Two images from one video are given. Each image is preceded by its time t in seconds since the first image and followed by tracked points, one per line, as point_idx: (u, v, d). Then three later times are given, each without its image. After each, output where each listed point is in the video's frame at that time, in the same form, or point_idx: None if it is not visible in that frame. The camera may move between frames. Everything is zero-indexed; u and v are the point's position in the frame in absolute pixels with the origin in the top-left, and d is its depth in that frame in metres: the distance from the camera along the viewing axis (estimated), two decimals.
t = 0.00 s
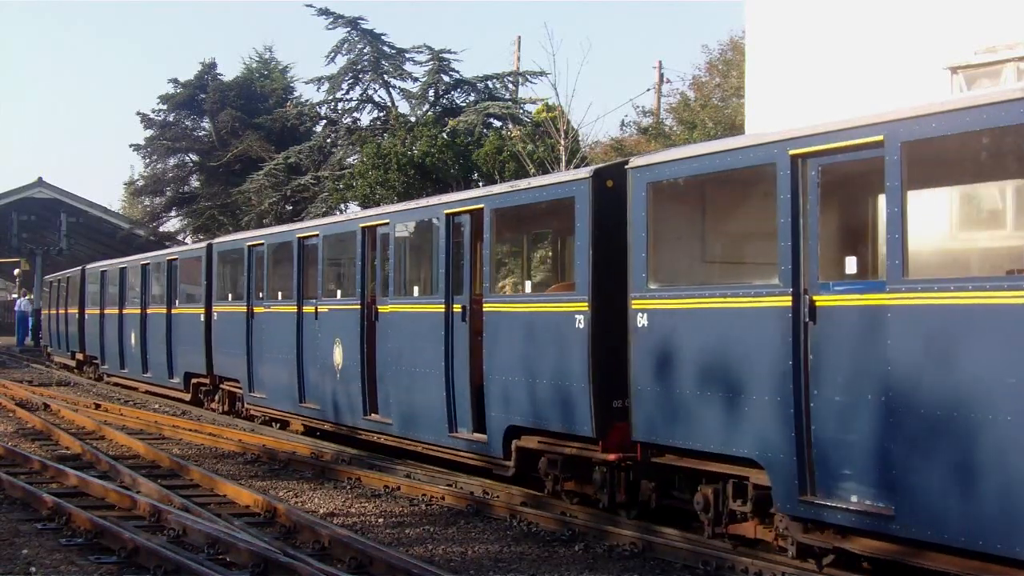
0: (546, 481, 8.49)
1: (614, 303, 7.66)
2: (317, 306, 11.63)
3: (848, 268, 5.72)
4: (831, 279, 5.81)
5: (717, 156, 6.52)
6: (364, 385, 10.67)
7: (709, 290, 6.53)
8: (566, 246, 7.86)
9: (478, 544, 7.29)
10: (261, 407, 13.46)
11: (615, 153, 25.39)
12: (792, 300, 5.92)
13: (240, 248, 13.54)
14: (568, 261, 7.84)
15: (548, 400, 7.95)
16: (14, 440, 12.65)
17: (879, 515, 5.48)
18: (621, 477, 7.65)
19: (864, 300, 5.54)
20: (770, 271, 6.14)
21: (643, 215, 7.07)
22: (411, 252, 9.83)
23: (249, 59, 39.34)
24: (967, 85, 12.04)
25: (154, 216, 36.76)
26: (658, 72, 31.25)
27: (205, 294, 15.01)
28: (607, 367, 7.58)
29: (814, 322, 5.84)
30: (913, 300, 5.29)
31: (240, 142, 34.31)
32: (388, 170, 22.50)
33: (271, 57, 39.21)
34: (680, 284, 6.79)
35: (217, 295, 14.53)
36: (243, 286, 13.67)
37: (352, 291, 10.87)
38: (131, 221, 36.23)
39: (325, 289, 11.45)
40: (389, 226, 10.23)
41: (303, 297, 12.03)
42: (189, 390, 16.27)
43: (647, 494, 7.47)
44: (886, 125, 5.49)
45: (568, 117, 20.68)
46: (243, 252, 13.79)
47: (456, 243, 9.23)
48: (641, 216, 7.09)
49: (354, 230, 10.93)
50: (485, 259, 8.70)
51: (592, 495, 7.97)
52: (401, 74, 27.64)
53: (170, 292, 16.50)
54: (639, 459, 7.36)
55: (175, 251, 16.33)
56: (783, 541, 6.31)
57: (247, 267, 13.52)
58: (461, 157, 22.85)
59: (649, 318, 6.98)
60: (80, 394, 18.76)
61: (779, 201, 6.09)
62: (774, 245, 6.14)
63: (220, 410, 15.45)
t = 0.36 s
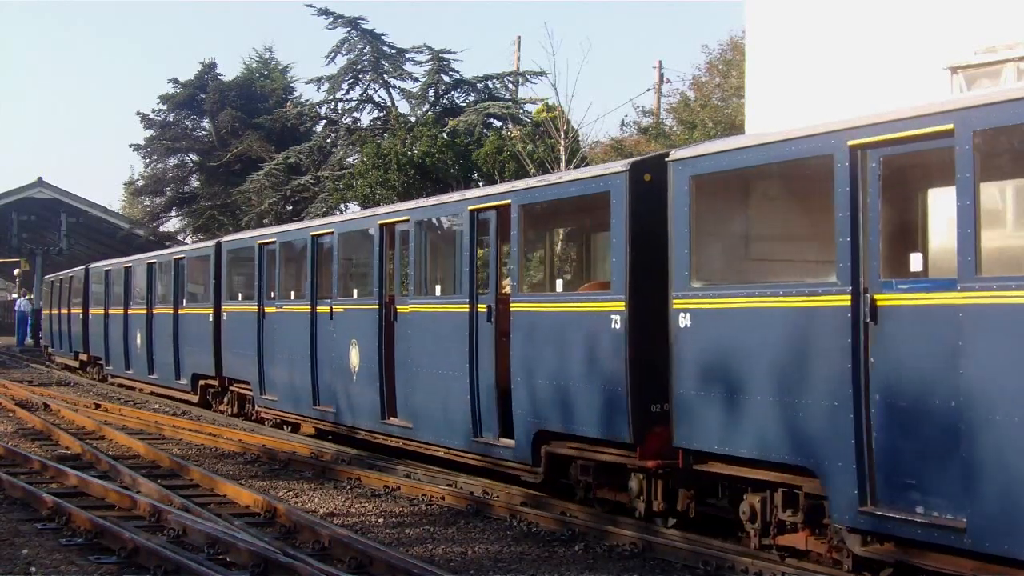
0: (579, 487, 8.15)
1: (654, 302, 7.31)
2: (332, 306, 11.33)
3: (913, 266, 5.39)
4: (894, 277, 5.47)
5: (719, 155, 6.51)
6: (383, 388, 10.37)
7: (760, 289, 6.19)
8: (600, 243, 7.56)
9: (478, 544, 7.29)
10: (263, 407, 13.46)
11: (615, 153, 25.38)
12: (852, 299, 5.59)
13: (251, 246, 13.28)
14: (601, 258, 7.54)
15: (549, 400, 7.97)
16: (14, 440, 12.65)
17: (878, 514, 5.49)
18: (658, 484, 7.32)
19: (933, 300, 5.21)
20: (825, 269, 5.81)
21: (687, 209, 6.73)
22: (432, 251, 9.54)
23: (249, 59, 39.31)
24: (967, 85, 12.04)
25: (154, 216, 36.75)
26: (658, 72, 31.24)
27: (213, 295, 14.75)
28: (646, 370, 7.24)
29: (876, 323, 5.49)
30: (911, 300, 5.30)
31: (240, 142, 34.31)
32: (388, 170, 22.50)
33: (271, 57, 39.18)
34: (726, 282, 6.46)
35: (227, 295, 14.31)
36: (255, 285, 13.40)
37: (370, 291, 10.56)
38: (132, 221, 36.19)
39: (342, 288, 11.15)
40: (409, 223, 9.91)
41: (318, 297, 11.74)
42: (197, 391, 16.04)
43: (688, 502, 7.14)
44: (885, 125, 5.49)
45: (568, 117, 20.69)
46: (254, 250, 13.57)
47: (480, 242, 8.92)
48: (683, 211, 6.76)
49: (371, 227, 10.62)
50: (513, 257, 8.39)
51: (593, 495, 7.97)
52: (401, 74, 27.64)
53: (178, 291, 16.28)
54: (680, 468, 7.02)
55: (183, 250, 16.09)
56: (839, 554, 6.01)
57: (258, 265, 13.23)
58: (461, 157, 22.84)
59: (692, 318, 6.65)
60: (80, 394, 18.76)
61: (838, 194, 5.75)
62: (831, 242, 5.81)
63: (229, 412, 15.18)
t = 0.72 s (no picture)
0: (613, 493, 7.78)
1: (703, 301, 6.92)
2: (351, 306, 10.96)
3: (996, 262, 5.03)
4: (975, 275, 5.11)
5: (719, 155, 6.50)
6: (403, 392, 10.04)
7: (822, 288, 5.81)
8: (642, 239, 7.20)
9: (478, 544, 7.29)
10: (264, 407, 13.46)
11: (615, 153, 25.39)
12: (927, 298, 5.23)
13: (264, 244, 12.91)
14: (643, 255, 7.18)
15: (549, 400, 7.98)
16: (14, 440, 12.65)
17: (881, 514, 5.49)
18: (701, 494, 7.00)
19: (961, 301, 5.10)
20: (899, 266, 5.43)
21: (740, 204, 6.36)
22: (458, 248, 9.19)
23: (249, 59, 39.30)
24: (967, 85, 12.05)
25: (154, 216, 36.76)
26: (658, 72, 31.27)
27: (223, 295, 14.38)
28: (692, 373, 6.84)
29: (953, 322, 5.15)
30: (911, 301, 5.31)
31: (240, 142, 34.32)
32: (388, 170, 22.51)
33: (271, 57, 39.18)
34: (785, 281, 6.08)
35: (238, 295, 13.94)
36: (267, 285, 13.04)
37: (391, 289, 10.17)
38: (132, 221, 36.16)
39: (360, 287, 10.77)
40: (433, 219, 9.55)
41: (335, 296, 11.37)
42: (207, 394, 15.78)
43: (736, 511, 6.82)
44: (886, 126, 5.51)
45: (567, 117, 20.69)
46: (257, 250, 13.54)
47: (511, 239, 8.56)
48: (736, 206, 6.38)
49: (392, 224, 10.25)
50: (547, 254, 8.01)
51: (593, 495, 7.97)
52: (401, 75, 27.64)
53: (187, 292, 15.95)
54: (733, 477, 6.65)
55: (191, 248, 15.90)
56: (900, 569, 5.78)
57: (271, 263, 12.88)
58: (461, 157, 22.84)
59: (746, 318, 6.27)
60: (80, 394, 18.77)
61: (909, 187, 5.39)
62: (903, 236, 5.45)
63: (240, 414, 14.83)
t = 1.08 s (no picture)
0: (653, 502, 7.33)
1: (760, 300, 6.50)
2: (370, 305, 10.56)
3: None
4: None
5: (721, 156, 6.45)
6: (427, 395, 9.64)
7: (892, 285, 5.43)
8: (690, 237, 6.81)
9: (478, 544, 7.29)
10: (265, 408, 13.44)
11: (615, 153, 25.39)
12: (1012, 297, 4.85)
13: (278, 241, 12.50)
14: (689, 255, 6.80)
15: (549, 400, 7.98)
16: (14, 440, 12.65)
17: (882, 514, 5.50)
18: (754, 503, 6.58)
19: (957, 301, 5.10)
20: (979, 263, 5.08)
21: (800, 196, 6.00)
22: (485, 244, 8.81)
23: (249, 58, 39.30)
24: (967, 85, 12.04)
25: (154, 216, 36.76)
26: (658, 72, 31.27)
27: (234, 294, 13.95)
28: (746, 377, 6.41)
29: None
30: (908, 301, 5.33)
31: (240, 142, 34.32)
32: (388, 170, 22.50)
33: (270, 57, 39.18)
34: (851, 278, 5.71)
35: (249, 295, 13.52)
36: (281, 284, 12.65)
37: (414, 287, 9.79)
38: (132, 221, 36.22)
39: (381, 285, 10.36)
40: (460, 214, 9.15)
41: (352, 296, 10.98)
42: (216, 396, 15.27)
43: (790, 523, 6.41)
44: (885, 126, 5.51)
45: (567, 117, 20.68)
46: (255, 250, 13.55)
47: (546, 235, 8.15)
48: (796, 198, 6.02)
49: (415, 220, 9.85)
50: (584, 250, 7.63)
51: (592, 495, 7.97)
52: (401, 74, 27.64)
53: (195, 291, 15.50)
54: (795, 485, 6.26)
55: (190, 249, 15.96)
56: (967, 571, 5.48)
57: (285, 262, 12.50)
58: (461, 157, 22.83)
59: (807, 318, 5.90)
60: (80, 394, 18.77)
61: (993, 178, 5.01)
62: (968, 233, 5.20)
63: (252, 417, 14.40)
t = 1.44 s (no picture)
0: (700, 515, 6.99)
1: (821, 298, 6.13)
2: (391, 305, 10.19)
3: None
4: None
5: (719, 157, 6.48)
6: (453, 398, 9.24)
7: (973, 283, 5.07)
8: (728, 236, 6.52)
9: (478, 544, 7.29)
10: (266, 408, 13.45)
11: (615, 153, 25.40)
12: None
13: (293, 239, 12.15)
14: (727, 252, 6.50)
15: (548, 401, 7.98)
16: (14, 440, 12.65)
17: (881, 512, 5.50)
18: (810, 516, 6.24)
19: (956, 301, 5.12)
20: None
21: (869, 186, 5.61)
22: (516, 241, 8.44)
23: (249, 58, 39.30)
24: (967, 85, 12.03)
25: (154, 216, 36.77)
26: (658, 72, 31.29)
27: (246, 293, 13.61)
28: (805, 381, 6.04)
29: None
30: (908, 301, 5.35)
31: (240, 142, 34.31)
32: (388, 170, 22.50)
33: (270, 57, 39.17)
34: (925, 275, 5.34)
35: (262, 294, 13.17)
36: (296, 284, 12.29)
37: (437, 287, 9.43)
38: (132, 221, 36.25)
39: (403, 284, 9.98)
40: (489, 210, 8.77)
41: (372, 295, 10.61)
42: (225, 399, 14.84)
43: (851, 536, 6.12)
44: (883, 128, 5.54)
45: (567, 117, 20.68)
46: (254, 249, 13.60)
47: (582, 232, 7.76)
48: (864, 187, 5.64)
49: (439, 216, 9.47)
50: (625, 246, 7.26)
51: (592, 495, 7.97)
52: (401, 74, 27.64)
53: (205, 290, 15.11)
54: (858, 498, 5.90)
55: (189, 249, 16.03)
56: None
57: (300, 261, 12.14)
58: (461, 157, 22.83)
59: (879, 319, 5.50)
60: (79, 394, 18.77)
61: None
62: None
63: (265, 420, 13.95)
